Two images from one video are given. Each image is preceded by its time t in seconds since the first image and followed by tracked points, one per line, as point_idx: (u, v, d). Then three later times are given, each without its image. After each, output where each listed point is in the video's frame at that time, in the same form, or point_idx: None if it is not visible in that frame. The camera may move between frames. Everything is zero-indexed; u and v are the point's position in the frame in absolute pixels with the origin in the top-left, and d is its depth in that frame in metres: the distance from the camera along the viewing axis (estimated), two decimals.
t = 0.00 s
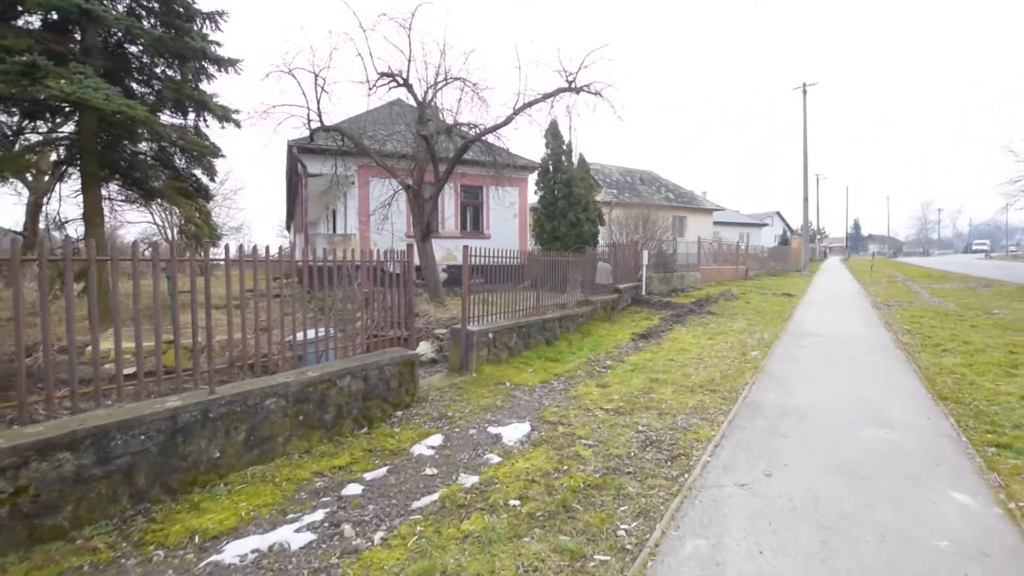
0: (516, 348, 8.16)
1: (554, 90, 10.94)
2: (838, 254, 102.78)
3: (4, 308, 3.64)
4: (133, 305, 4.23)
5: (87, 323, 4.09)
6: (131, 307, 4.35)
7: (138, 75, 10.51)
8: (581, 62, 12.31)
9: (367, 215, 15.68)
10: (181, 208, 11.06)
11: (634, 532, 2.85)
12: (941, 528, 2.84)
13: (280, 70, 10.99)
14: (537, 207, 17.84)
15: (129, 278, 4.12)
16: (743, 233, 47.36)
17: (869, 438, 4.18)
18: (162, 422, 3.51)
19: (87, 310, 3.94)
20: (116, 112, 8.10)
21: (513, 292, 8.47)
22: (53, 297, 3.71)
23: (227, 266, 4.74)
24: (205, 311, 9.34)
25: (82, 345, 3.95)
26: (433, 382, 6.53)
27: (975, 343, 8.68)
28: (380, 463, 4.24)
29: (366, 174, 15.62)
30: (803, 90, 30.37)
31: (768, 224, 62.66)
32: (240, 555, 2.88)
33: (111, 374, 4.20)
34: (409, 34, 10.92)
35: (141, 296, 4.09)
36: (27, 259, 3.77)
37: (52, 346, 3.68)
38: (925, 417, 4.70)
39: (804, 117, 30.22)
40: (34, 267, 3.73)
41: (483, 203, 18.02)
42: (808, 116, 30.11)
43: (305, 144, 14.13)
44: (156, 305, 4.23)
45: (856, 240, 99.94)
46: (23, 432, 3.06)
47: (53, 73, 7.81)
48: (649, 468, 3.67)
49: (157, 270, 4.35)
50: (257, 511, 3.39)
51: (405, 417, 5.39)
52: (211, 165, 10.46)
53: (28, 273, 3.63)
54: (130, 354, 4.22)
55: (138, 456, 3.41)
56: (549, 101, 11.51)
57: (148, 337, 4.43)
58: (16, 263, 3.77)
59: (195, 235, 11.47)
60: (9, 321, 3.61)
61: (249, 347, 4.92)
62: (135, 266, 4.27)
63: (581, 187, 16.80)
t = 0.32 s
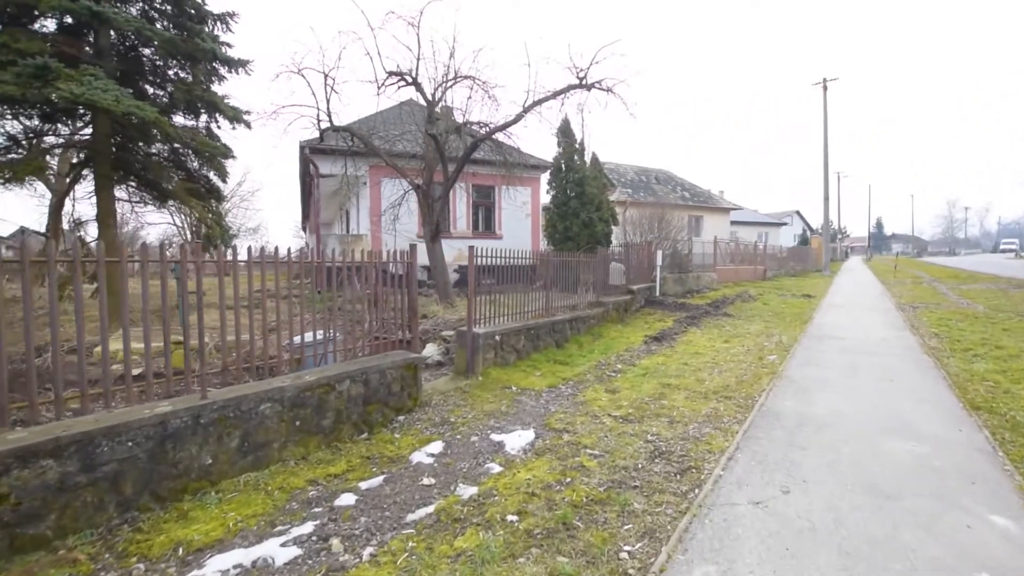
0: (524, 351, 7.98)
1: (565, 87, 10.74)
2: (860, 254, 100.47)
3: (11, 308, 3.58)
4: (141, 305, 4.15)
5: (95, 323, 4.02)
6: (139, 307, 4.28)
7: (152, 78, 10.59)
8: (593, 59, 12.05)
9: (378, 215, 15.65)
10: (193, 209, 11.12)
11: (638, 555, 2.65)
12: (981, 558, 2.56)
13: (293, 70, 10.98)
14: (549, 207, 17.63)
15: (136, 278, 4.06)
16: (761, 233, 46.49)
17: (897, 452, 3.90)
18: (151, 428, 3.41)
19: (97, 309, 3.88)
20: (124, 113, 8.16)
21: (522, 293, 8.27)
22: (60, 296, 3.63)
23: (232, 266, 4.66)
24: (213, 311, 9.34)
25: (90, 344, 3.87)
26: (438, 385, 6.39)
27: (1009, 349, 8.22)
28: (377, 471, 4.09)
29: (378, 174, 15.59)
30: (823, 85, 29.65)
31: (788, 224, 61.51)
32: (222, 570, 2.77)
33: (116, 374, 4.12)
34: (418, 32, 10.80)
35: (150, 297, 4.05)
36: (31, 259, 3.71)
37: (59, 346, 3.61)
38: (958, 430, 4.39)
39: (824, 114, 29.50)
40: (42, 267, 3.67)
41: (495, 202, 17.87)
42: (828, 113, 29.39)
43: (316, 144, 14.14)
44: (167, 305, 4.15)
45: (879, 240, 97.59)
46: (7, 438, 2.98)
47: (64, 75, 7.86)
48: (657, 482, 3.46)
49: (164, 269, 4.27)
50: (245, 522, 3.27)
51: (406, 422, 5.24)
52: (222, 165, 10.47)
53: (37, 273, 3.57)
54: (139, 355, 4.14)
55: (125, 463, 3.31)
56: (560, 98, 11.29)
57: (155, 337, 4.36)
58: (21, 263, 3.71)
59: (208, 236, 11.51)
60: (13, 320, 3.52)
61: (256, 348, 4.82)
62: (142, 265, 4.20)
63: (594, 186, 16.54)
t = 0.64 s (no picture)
0: (532, 354, 7.79)
1: (576, 84, 10.53)
2: (883, 254, 98.04)
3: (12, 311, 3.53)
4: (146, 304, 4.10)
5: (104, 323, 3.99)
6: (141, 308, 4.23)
7: (165, 80, 10.64)
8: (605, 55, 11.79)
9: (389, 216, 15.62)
10: (204, 211, 11.16)
11: None
12: None
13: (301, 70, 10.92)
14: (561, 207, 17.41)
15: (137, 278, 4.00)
16: (780, 232, 45.54)
17: (927, 468, 3.63)
18: (138, 434, 3.32)
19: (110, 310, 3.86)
20: (133, 115, 8.20)
21: (529, 295, 8.05)
22: (64, 297, 3.58)
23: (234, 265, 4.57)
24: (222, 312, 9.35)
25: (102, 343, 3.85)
26: (441, 389, 6.24)
27: None
28: (374, 480, 3.95)
29: (389, 174, 15.54)
30: (845, 81, 28.90)
31: (807, 223, 60.25)
32: None
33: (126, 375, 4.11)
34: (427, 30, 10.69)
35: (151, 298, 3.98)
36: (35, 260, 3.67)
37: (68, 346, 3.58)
38: (991, 444, 4.08)
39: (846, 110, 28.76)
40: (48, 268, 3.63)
41: (507, 203, 17.71)
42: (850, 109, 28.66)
43: (327, 145, 14.15)
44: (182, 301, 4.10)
45: (903, 239, 95.12)
46: None
47: (74, 77, 7.91)
48: (665, 497, 3.25)
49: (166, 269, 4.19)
50: (231, 534, 3.15)
51: (406, 428, 5.10)
52: (231, 167, 10.48)
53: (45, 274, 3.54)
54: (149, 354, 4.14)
55: (111, 470, 3.22)
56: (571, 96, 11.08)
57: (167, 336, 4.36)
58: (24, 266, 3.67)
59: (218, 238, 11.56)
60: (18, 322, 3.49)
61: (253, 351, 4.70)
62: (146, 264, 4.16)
63: (607, 185, 16.28)
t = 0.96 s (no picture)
0: (540, 356, 7.60)
1: (587, 80, 10.32)
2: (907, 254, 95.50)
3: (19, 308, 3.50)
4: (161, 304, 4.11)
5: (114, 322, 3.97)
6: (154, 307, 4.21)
7: (177, 82, 10.71)
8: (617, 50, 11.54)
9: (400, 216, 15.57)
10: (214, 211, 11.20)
11: None
12: None
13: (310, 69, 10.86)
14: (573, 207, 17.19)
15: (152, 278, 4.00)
16: (799, 231, 44.56)
17: (955, 486, 3.37)
18: (125, 441, 3.24)
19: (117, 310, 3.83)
20: (141, 116, 8.22)
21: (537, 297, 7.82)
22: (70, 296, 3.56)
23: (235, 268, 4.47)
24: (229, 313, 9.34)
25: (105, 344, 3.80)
26: (445, 393, 6.10)
27: None
28: (368, 489, 3.81)
29: (399, 174, 15.49)
30: (867, 76, 28.14)
31: (827, 223, 59.00)
32: None
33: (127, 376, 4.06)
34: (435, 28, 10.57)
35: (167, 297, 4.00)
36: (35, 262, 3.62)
37: (76, 349, 3.55)
38: None
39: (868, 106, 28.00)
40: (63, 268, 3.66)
41: (519, 202, 17.55)
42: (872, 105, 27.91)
43: (337, 145, 14.12)
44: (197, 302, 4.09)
45: (927, 239, 92.70)
46: None
47: (84, 79, 7.96)
48: (670, 515, 3.06)
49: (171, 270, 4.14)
50: (217, 546, 3.04)
51: (406, 434, 4.97)
52: (240, 168, 10.50)
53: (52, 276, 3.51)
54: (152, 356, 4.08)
55: (96, 477, 3.14)
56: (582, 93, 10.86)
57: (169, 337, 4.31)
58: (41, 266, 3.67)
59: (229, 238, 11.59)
60: (23, 325, 3.46)
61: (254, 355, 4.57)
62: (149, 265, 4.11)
63: (619, 184, 16.01)
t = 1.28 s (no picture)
0: (547, 359, 7.42)
1: (598, 77, 10.11)
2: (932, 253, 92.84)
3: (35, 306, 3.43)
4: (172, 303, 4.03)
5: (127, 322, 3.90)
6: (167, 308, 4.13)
7: (189, 83, 10.75)
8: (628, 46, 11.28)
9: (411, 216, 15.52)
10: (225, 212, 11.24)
11: None
12: None
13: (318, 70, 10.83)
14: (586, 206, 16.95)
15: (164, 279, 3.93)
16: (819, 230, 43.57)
17: (986, 507, 3.11)
18: (110, 448, 3.16)
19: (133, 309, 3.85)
20: (149, 117, 8.25)
21: (544, 299, 7.60)
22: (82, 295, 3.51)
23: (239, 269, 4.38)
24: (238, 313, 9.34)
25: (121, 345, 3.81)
26: (448, 397, 5.97)
27: None
28: (361, 499, 3.68)
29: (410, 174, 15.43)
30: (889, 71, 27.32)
31: (849, 221, 57.61)
32: None
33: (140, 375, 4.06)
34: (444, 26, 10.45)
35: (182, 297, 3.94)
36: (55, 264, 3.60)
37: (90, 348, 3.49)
38: None
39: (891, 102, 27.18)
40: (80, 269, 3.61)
41: (531, 202, 17.38)
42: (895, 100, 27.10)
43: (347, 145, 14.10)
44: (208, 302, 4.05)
45: (953, 238, 90.05)
46: None
47: (93, 81, 8.02)
48: (674, 534, 2.87)
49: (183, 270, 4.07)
50: (199, 558, 2.94)
51: (406, 439, 4.84)
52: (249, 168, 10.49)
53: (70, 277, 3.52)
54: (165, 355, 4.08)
55: (80, 485, 3.07)
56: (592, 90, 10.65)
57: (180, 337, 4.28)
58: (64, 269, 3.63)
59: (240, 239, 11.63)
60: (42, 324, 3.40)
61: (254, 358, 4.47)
62: (160, 265, 4.11)
63: (632, 183, 15.73)
